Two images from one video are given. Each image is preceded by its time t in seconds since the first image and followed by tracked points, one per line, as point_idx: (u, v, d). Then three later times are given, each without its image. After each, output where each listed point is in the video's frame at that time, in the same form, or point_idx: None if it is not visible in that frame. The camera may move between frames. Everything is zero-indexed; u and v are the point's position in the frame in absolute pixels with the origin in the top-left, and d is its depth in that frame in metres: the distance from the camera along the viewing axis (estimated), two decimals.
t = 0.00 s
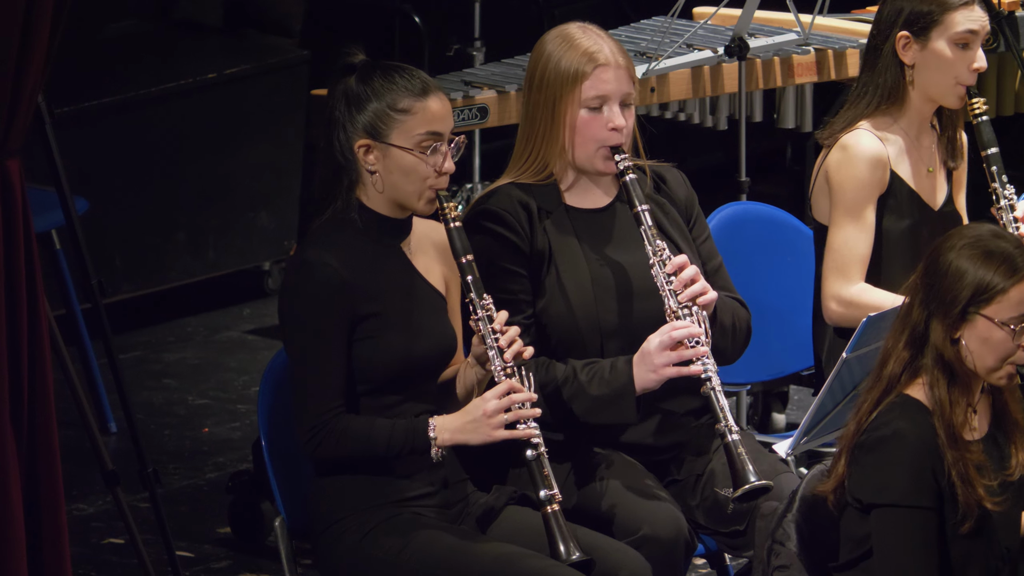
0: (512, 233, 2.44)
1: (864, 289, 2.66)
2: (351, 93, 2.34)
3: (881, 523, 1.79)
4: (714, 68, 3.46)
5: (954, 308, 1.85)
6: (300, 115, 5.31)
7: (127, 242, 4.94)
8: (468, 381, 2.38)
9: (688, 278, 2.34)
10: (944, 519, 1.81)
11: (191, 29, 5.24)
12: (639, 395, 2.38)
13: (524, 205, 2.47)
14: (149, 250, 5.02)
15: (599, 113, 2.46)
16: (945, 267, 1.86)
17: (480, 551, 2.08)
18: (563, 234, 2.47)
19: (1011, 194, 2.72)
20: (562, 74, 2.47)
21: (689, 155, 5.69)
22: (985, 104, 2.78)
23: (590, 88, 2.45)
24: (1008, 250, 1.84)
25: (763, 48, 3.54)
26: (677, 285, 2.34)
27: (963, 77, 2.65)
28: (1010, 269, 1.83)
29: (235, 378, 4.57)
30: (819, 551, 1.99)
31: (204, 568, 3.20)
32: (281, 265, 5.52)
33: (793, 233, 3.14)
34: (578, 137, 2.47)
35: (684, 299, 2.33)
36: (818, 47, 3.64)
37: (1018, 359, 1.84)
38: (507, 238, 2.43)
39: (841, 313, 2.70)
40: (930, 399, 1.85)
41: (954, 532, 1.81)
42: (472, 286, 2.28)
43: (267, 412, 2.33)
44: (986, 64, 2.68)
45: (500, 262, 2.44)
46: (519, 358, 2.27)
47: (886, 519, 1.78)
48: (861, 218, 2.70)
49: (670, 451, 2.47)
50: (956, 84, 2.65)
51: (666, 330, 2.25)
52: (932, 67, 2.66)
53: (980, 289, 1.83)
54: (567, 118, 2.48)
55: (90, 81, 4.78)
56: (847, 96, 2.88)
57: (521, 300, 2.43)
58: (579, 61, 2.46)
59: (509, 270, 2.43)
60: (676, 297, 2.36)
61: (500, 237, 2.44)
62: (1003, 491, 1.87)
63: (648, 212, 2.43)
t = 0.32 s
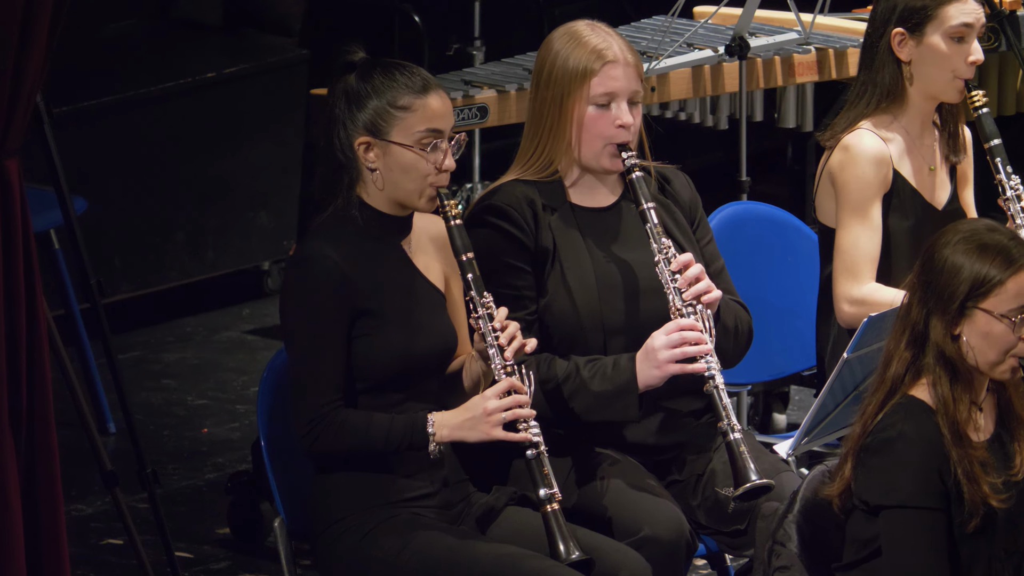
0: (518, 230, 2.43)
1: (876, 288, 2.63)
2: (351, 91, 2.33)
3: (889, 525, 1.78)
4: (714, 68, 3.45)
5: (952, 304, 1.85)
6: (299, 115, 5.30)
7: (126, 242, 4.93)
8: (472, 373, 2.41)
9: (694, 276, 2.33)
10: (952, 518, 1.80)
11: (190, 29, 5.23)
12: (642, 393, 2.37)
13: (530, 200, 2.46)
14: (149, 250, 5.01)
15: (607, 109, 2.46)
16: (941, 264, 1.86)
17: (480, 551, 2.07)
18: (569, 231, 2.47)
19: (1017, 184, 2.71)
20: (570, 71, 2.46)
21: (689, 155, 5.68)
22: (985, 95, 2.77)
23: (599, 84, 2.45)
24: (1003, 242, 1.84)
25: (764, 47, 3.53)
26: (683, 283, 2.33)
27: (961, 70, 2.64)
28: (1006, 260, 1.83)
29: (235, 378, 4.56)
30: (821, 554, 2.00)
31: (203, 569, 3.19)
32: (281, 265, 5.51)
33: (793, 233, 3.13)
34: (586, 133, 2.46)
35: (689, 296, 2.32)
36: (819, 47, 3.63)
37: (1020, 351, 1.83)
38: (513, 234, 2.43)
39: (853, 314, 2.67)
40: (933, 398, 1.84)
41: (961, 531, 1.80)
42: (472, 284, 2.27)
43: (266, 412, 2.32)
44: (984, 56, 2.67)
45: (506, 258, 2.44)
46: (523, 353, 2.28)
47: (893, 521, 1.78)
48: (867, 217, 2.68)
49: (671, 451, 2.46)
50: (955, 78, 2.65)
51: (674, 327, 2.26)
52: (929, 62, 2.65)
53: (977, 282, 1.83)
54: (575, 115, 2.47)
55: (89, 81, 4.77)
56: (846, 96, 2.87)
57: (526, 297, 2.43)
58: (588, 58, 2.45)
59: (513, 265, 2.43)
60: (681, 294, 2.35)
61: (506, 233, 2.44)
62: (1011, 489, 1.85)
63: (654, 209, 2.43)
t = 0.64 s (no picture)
0: (523, 223, 2.43)
1: (876, 290, 2.63)
2: (350, 90, 2.32)
3: (892, 524, 1.77)
4: (715, 67, 3.44)
5: (946, 300, 1.84)
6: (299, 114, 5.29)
7: (125, 242, 4.93)
8: (474, 373, 2.41)
9: (699, 275, 2.33)
10: (954, 515, 1.79)
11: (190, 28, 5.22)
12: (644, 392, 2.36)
13: (536, 196, 2.46)
14: (147, 250, 5.00)
15: (616, 107, 2.44)
16: (934, 261, 1.86)
17: (479, 551, 2.07)
18: (573, 229, 2.45)
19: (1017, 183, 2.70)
20: (580, 70, 2.45)
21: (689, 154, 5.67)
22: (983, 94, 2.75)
23: (608, 82, 2.44)
24: (994, 235, 1.84)
25: (764, 46, 3.52)
26: (689, 282, 2.33)
27: (958, 69, 2.63)
28: (998, 253, 1.82)
29: (234, 378, 4.55)
30: (823, 554, 1.99)
31: (202, 570, 3.18)
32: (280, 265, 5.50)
33: (793, 233, 3.11)
34: (593, 131, 2.45)
35: (694, 296, 2.32)
36: (820, 46, 3.62)
37: (1017, 345, 1.82)
38: (519, 231, 2.43)
39: (854, 316, 2.65)
40: (932, 396, 1.83)
41: (963, 528, 1.79)
42: (472, 284, 2.27)
43: (266, 412, 2.31)
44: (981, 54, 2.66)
45: (510, 253, 2.43)
46: (525, 350, 2.30)
47: (896, 520, 1.77)
48: (867, 219, 2.67)
49: (672, 452, 2.45)
50: (953, 77, 2.64)
51: (677, 325, 2.25)
52: (925, 62, 2.64)
53: (970, 278, 1.82)
54: (584, 112, 2.46)
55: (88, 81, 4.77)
56: (843, 97, 2.86)
57: (532, 293, 2.43)
58: (598, 56, 2.44)
59: (518, 261, 2.43)
60: (686, 293, 2.35)
61: (512, 228, 2.43)
62: (1012, 487, 1.84)
63: (661, 209, 2.43)
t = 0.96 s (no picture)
0: (531, 221, 2.42)
1: (874, 290, 2.62)
2: (350, 89, 2.32)
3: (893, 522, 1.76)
4: (716, 67, 3.44)
5: (945, 298, 1.83)
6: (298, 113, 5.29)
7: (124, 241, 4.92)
8: (474, 373, 2.39)
9: (705, 274, 2.33)
10: (955, 513, 1.78)
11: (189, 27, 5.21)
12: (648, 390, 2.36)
13: (542, 192, 2.45)
14: (146, 250, 4.99)
15: (623, 105, 2.44)
16: (931, 259, 1.85)
17: (479, 552, 2.06)
18: (579, 227, 2.44)
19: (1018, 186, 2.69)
20: (587, 68, 2.45)
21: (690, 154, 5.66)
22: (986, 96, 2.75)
23: (616, 79, 2.43)
24: (991, 232, 1.83)
25: (764, 46, 3.51)
26: (694, 280, 2.33)
27: (961, 70, 2.62)
28: (996, 250, 1.82)
29: (233, 379, 4.54)
30: (823, 554, 1.98)
31: (201, 571, 3.17)
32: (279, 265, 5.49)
33: (796, 233, 3.10)
34: (600, 128, 2.44)
35: (700, 294, 2.32)
36: (821, 45, 3.62)
37: (1017, 343, 1.82)
38: (527, 230, 2.42)
39: (852, 316, 2.64)
40: (931, 394, 1.82)
41: (965, 526, 1.77)
42: (472, 285, 2.26)
43: (266, 411, 2.30)
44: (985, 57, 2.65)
45: (517, 248, 2.42)
46: (526, 350, 2.29)
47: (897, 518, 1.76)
48: (867, 218, 2.67)
49: (673, 453, 2.44)
50: (955, 78, 2.63)
51: (683, 322, 2.26)
52: (927, 62, 2.64)
53: (968, 276, 1.82)
54: (590, 110, 2.45)
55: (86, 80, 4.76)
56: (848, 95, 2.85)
57: (535, 288, 2.42)
58: (605, 54, 2.44)
59: (524, 257, 2.42)
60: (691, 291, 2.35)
61: (518, 224, 2.42)
62: (1013, 485, 1.83)
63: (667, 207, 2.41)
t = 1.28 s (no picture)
0: (534, 220, 2.41)
1: (877, 290, 2.61)
2: (348, 89, 2.31)
3: (887, 524, 1.76)
4: (716, 66, 3.43)
5: (954, 301, 1.82)
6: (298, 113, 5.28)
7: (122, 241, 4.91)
8: (471, 374, 2.36)
9: (709, 275, 2.33)
10: (951, 518, 1.77)
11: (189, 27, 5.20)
12: (649, 391, 2.35)
13: (545, 192, 2.44)
14: (145, 250, 4.98)
15: (629, 105, 2.43)
16: (943, 261, 1.84)
17: (478, 552, 2.05)
18: (582, 226, 2.44)
19: (1023, 187, 2.69)
20: (594, 68, 2.43)
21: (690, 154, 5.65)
22: (991, 97, 2.75)
23: (622, 80, 2.42)
24: (1006, 239, 1.81)
25: (766, 45, 3.51)
26: (698, 282, 2.33)
27: (967, 71, 2.61)
28: (1009, 258, 1.80)
29: (233, 379, 4.53)
30: (822, 555, 1.97)
31: (200, 572, 3.16)
32: (279, 265, 5.49)
33: (798, 234, 3.10)
34: (606, 128, 2.44)
35: (703, 295, 2.32)
36: (822, 44, 3.61)
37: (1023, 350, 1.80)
38: (531, 228, 2.41)
39: (854, 316, 2.64)
40: (934, 396, 1.81)
41: (960, 531, 1.77)
42: (472, 283, 2.25)
43: (265, 411, 2.30)
44: (990, 58, 2.65)
45: (518, 247, 2.41)
46: (524, 350, 2.28)
47: (891, 520, 1.75)
48: (870, 218, 2.66)
49: (673, 453, 2.43)
50: (960, 79, 2.62)
51: (688, 324, 2.26)
52: (933, 63, 2.63)
53: (979, 280, 1.80)
54: (596, 110, 2.45)
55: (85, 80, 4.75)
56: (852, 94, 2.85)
57: (538, 287, 2.41)
58: (612, 55, 2.43)
59: (526, 256, 2.41)
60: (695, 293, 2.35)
61: (519, 222, 2.41)
62: (1012, 490, 1.83)
63: (671, 209, 2.41)
